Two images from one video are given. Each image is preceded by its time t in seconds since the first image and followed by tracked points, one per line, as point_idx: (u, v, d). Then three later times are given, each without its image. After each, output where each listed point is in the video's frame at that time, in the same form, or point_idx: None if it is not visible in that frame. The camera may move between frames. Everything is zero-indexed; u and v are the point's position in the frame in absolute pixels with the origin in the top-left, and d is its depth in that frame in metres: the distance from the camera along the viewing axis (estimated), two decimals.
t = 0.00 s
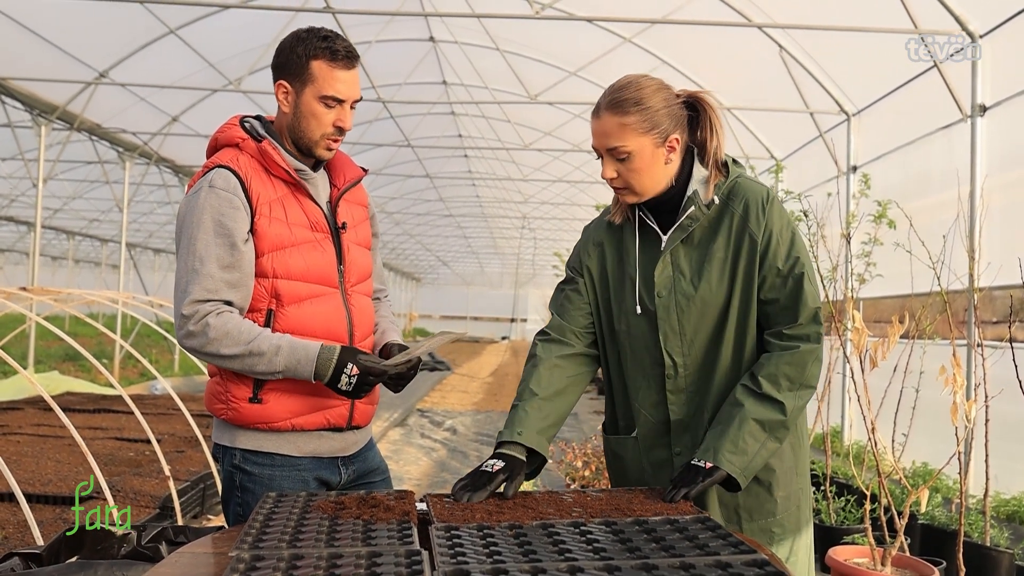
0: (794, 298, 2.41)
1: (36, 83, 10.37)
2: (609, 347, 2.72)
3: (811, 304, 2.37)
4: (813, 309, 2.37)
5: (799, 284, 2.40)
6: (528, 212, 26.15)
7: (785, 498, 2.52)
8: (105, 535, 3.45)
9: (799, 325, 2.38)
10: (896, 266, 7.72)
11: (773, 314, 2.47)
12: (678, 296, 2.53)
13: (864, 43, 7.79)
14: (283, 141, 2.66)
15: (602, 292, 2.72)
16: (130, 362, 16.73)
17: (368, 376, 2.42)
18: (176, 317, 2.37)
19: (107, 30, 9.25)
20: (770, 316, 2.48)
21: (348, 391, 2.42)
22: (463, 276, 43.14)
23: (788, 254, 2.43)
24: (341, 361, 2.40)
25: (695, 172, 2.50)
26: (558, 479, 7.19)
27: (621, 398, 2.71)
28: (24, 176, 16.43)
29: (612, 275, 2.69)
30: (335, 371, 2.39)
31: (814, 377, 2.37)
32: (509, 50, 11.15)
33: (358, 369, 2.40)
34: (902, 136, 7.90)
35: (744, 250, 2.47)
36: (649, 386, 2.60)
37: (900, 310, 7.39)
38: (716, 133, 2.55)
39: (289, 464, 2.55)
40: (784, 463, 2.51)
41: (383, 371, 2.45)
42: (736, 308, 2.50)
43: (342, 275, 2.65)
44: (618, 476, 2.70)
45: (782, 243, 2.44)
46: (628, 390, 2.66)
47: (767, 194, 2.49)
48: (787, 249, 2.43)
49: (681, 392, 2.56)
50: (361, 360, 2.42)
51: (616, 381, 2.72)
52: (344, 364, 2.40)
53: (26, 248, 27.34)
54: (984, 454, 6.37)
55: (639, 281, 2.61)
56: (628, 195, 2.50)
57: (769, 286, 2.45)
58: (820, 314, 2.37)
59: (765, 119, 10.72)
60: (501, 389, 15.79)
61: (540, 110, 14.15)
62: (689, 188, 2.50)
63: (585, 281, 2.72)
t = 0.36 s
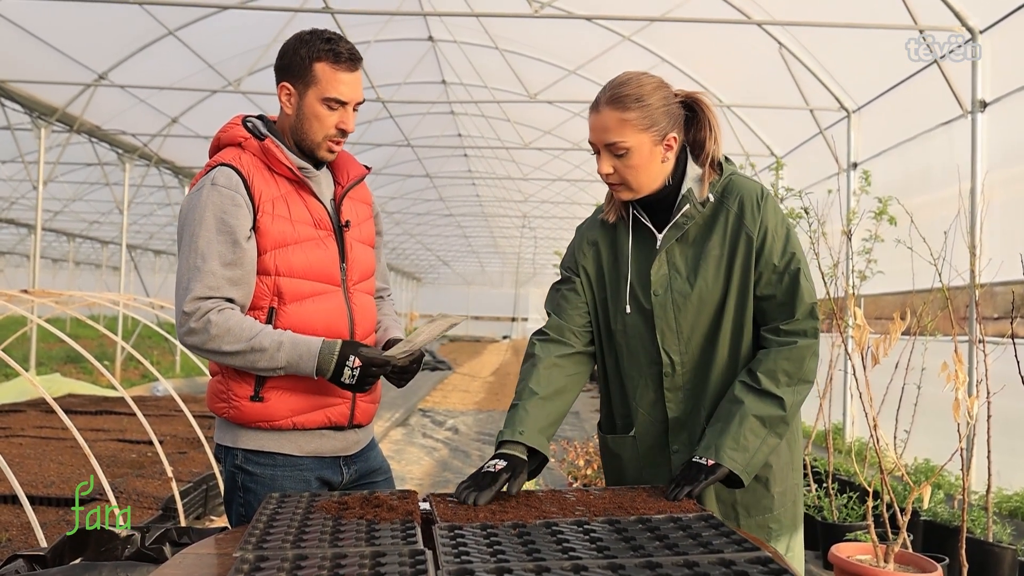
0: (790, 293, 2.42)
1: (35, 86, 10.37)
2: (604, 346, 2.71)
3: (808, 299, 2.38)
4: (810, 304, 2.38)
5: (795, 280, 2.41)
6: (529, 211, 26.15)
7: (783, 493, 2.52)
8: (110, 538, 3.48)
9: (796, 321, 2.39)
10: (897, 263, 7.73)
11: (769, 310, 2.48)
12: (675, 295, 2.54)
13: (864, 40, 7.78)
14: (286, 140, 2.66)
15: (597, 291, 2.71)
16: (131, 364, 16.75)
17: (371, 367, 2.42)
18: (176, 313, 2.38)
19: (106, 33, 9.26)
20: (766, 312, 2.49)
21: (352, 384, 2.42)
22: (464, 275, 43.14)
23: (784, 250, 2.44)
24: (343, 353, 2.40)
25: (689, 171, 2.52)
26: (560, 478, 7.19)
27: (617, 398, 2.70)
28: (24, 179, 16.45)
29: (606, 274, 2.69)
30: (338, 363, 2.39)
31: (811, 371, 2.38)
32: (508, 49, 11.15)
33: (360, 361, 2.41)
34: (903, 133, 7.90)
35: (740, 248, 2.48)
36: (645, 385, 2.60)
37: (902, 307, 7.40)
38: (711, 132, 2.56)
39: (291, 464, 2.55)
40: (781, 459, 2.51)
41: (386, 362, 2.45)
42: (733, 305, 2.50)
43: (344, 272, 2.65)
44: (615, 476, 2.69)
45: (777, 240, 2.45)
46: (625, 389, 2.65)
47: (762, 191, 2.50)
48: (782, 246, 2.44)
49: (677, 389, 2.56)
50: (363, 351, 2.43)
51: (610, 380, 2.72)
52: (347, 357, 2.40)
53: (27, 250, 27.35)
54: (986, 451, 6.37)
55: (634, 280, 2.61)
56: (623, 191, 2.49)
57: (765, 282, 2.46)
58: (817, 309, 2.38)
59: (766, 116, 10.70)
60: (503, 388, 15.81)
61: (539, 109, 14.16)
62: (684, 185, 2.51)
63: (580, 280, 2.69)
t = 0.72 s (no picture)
0: (791, 294, 2.43)
1: (34, 87, 10.37)
2: (599, 340, 2.70)
3: (808, 301, 2.40)
4: (810, 305, 2.40)
5: (797, 281, 2.43)
6: (529, 210, 26.16)
7: (776, 492, 2.53)
8: (112, 539, 3.45)
9: (797, 321, 2.40)
10: (897, 261, 7.73)
11: (769, 309, 2.49)
12: (676, 291, 2.53)
13: (864, 38, 7.78)
14: (288, 140, 2.66)
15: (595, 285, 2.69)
16: (132, 364, 16.75)
17: (371, 371, 2.42)
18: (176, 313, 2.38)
19: (106, 33, 9.25)
20: (766, 312, 2.50)
21: (353, 387, 2.42)
22: (464, 275, 43.17)
23: (786, 251, 2.45)
24: (343, 358, 2.40)
25: (694, 167, 2.52)
26: (562, 476, 7.19)
27: (610, 392, 2.68)
28: (23, 180, 16.46)
29: (605, 268, 2.68)
30: (338, 367, 2.39)
31: (810, 372, 2.39)
32: (507, 48, 11.14)
33: (361, 365, 2.41)
34: (902, 131, 7.90)
35: (743, 246, 2.48)
36: (642, 381, 2.59)
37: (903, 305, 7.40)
38: (718, 129, 2.56)
39: (293, 465, 2.54)
40: (777, 458, 2.52)
41: (385, 365, 2.46)
42: (733, 303, 2.51)
43: (347, 273, 2.65)
44: (607, 472, 2.68)
45: (779, 240, 2.47)
46: (620, 384, 2.64)
47: (765, 192, 2.51)
48: (783, 246, 2.46)
49: (674, 386, 2.55)
50: (363, 355, 2.43)
51: (605, 375, 2.70)
52: (347, 361, 2.40)
53: (27, 251, 27.36)
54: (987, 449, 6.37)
55: (635, 275, 2.60)
56: (629, 183, 2.48)
57: (766, 282, 2.47)
58: (817, 310, 2.39)
59: (766, 114, 10.69)
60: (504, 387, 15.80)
61: (539, 108, 14.16)
62: (688, 181, 2.51)
63: (576, 273, 2.69)
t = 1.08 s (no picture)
0: (788, 295, 2.45)
1: (32, 88, 10.35)
2: (595, 341, 2.68)
3: (803, 303, 2.42)
4: (805, 307, 2.41)
5: (793, 282, 2.44)
6: (528, 210, 26.16)
7: (774, 491, 2.54)
8: (111, 540, 3.44)
9: (793, 322, 2.42)
10: (897, 260, 7.73)
11: (764, 310, 2.50)
12: (674, 291, 2.53)
13: (862, 38, 7.78)
14: (287, 141, 2.66)
15: (592, 285, 2.68)
16: (131, 365, 16.73)
17: (364, 371, 2.41)
18: (171, 312, 2.38)
19: (103, 34, 9.23)
20: (763, 312, 2.51)
21: (348, 388, 2.42)
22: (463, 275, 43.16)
23: (782, 252, 2.47)
24: (336, 359, 2.40)
25: (690, 167, 2.52)
26: (562, 476, 7.19)
27: (608, 393, 2.67)
28: (22, 182, 16.44)
29: (601, 269, 2.66)
30: (331, 369, 2.39)
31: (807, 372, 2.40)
32: (506, 48, 11.13)
33: (354, 365, 2.40)
34: (901, 130, 7.91)
35: (740, 247, 2.49)
36: (641, 381, 2.59)
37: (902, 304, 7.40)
38: (711, 130, 2.57)
39: (293, 465, 2.54)
40: (774, 458, 2.53)
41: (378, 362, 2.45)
42: (732, 304, 2.51)
43: (346, 273, 2.64)
44: (603, 473, 2.66)
45: (776, 241, 2.48)
46: (618, 384, 2.63)
47: (761, 193, 2.52)
48: (780, 248, 2.47)
49: (673, 387, 2.55)
50: (355, 356, 2.42)
51: (602, 376, 2.69)
52: (339, 363, 2.40)
53: (26, 253, 27.35)
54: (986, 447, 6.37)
55: (632, 275, 2.59)
56: (627, 185, 2.47)
57: (763, 282, 2.48)
58: (812, 311, 2.42)
59: (764, 114, 10.71)
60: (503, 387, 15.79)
61: (538, 108, 14.15)
62: (684, 183, 2.52)
63: (573, 273, 2.66)
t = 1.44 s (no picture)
0: (783, 291, 2.45)
1: (32, 89, 10.36)
2: (596, 344, 2.68)
3: (798, 298, 2.43)
4: (800, 302, 2.42)
5: (788, 279, 2.45)
6: (528, 210, 26.17)
7: (776, 486, 2.55)
8: (111, 540, 3.44)
9: (787, 317, 2.42)
10: (897, 259, 7.74)
11: (760, 307, 2.50)
12: (673, 292, 2.54)
13: (862, 37, 7.78)
14: (286, 141, 2.66)
15: (591, 289, 2.68)
16: (131, 366, 16.74)
17: (360, 364, 2.40)
18: (171, 312, 2.39)
19: (104, 35, 9.24)
20: (759, 310, 2.52)
21: (344, 384, 2.40)
22: (463, 275, 43.16)
23: (776, 249, 2.48)
24: (331, 354, 2.40)
25: (683, 169, 2.53)
26: (562, 476, 7.20)
27: (610, 396, 2.68)
28: (21, 183, 16.44)
29: (600, 272, 2.66)
30: (326, 365, 2.39)
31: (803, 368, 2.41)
32: (505, 48, 11.14)
33: (349, 359, 2.39)
34: (900, 129, 7.91)
35: (736, 245, 2.50)
36: (642, 384, 2.59)
37: (902, 303, 7.41)
38: (701, 131, 2.59)
39: (291, 464, 2.54)
40: (775, 453, 2.53)
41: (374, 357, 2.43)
42: (730, 303, 2.52)
43: (345, 273, 2.64)
44: (607, 475, 2.67)
45: (770, 239, 2.49)
46: (619, 387, 2.64)
47: (754, 191, 2.54)
48: (774, 245, 2.49)
49: (675, 387, 2.55)
50: (350, 350, 2.42)
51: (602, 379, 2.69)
52: (334, 357, 2.40)
53: (26, 254, 27.35)
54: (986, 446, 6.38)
55: (630, 278, 2.59)
56: (621, 191, 2.46)
57: (759, 279, 2.49)
58: (807, 306, 2.42)
59: (764, 113, 10.71)
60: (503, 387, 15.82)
61: (538, 108, 14.16)
62: (678, 184, 2.52)
63: (571, 276, 2.65)
